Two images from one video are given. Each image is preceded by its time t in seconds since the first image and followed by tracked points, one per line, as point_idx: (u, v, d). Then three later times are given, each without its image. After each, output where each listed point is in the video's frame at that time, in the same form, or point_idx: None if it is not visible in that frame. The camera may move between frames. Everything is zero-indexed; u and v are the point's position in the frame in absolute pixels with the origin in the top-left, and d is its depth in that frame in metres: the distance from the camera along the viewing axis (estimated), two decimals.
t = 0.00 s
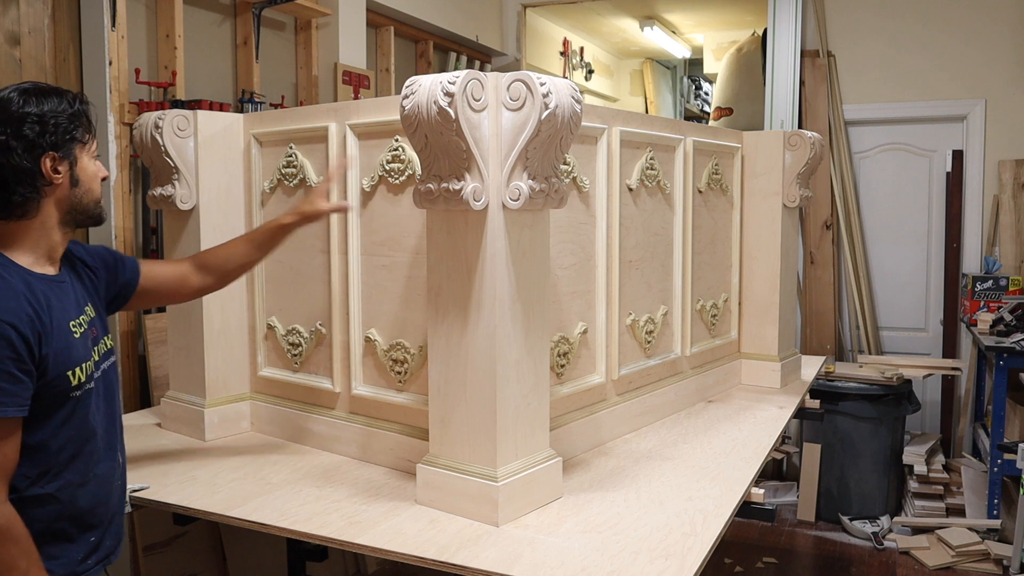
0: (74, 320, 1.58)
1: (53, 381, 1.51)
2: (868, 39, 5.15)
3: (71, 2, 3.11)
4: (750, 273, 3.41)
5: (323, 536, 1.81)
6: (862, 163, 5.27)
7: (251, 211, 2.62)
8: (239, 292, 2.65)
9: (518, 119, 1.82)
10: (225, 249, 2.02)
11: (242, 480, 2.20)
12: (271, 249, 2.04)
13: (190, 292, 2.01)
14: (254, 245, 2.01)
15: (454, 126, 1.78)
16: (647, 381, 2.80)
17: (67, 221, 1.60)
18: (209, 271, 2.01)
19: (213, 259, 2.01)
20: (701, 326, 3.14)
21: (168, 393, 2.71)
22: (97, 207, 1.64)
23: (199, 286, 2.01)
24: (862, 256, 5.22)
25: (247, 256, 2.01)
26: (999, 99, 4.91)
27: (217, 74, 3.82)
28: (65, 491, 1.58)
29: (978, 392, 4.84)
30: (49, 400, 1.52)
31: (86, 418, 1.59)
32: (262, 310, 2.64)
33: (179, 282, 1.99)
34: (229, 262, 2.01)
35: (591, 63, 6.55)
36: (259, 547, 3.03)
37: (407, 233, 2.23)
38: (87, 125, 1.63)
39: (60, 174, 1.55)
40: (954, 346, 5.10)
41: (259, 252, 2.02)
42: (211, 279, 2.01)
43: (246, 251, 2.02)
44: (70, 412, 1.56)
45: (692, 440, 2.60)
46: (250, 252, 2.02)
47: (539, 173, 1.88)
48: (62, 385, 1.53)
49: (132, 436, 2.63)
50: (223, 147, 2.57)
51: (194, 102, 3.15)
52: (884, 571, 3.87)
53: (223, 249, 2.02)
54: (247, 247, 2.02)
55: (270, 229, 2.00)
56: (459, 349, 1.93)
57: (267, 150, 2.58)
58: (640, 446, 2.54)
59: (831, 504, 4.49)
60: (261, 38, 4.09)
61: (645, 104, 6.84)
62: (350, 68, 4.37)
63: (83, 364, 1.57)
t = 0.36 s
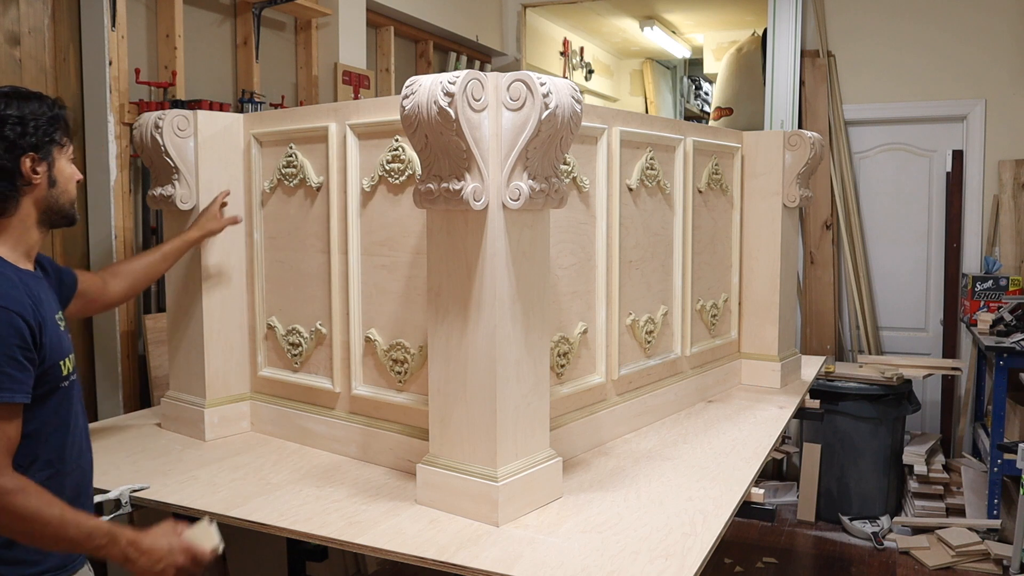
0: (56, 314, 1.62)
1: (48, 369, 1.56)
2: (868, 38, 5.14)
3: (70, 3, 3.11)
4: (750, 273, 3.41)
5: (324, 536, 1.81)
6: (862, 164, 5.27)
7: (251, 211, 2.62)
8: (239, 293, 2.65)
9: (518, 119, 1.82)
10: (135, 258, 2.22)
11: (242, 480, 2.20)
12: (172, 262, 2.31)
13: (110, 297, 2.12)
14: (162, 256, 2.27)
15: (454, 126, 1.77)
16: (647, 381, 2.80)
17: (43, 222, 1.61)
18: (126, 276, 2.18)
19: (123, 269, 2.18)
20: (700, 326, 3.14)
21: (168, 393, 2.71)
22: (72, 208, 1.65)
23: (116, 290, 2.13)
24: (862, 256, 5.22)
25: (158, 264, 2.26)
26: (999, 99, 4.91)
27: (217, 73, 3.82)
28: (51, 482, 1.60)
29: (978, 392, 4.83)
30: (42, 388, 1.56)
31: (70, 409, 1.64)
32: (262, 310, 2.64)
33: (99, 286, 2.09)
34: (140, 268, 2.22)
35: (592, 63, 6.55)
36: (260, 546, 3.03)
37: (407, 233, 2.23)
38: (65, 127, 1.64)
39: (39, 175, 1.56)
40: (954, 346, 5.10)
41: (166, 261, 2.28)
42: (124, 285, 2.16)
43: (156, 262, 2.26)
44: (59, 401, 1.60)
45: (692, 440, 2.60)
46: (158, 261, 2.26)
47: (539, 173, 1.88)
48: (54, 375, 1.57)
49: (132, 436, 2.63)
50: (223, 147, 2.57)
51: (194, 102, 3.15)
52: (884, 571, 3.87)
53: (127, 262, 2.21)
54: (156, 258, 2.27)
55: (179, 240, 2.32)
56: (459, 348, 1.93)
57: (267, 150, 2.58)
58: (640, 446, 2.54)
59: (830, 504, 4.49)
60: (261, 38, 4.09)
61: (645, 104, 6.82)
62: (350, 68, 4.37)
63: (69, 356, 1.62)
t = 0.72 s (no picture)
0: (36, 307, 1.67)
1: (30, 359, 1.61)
2: (868, 39, 5.15)
3: (71, 3, 3.11)
4: (750, 273, 3.41)
5: (323, 536, 1.81)
6: (862, 164, 5.27)
7: (251, 211, 2.62)
8: (239, 293, 2.65)
9: (517, 119, 1.82)
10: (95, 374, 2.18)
11: (242, 480, 2.20)
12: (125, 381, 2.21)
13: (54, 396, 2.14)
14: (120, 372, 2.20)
15: (454, 126, 1.77)
16: (647, 381, 2.80)
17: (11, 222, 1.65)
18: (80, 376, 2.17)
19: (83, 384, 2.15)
20: (700, 326, 3.14)
21: (168, 393, 2.71)
22: (39, 211, 1.66)
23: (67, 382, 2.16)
24: (862, 256, 5.22)
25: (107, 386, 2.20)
26: (999, 99, 4.91)
27: (217, 73, 3.82)
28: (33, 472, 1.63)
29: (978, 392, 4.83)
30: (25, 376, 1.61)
31: (56, 399, 1.69)
32: (262, 310, 2.64)
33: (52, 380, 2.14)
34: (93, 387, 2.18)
35: (592, 63, 6.55)
36: (259, 545, 3.01)
37: (407, 233, 2.23)
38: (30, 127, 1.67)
39: None
40: (954, 346, 5.10)
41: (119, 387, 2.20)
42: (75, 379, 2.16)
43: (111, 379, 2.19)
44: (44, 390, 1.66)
45: (692, 440, 2.60)
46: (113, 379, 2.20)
47: (539, 173, 1.88)
48: (37, 361, 1.63)
49: (133, 436, 2.63)
50: (223, 147, 2.57)
51: (194, 103, 3.15)
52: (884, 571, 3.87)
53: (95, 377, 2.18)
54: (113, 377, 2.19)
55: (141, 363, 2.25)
56: (459, 348, 1.93)
57: (267, 150, 2.58)
58: (640, 446, 2.54)
59: (830, 504, 4.49)
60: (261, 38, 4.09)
61: (645, 104, 6.82)
62: (350, 68, 4.37)
63: (50, 345, 1.67)
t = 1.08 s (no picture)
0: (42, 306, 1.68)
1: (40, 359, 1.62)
2: (868, 39, 5.15)
3: (71, 3, 3.11)
4: (750, 273, 3.41)
5: (323, 536, 1.80)
6: (862, 164, 5.27)
7: (251, 211, 2.62)
8: (239, 293, 2.65)
9: (517, 119, 1.82)
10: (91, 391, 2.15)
11: (242, 480, 2.20)
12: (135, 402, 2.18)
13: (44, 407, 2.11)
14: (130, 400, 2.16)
15: (454, 126, 1.77)
16: (647, 381, 2.80)
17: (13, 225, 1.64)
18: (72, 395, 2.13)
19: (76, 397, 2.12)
20: (700, 325, 3.14)
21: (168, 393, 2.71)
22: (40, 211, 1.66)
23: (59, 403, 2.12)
24: (862, 256, 5.22)
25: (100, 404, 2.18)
26: (999, 99, 4.91)
27: (217, 73, 3.82)
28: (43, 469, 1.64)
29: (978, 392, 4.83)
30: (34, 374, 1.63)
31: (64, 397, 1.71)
32: (262, 310, 2.64)
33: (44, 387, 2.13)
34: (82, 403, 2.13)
35: (592, 63, 6.55)
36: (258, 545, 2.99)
37: (407, 233, 2.23)
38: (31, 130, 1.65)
39: None
40: (954, 346, 5.10)
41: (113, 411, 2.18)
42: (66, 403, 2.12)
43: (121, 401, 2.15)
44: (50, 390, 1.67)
45: (692, 440, 2.60)
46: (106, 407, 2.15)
47: (539, 173, 1.88)
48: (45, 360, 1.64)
49: (133, 436, 2.63)
50: (223, 147, 2.57)
51: (194, 102, 3.15)
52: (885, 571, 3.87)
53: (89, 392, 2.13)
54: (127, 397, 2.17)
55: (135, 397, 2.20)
56: (459, 348, 1.93)
57: (267, 150, 2.58)
58: (640, 446, 2.54)
59: (830, 504, 4.49)
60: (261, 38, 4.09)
61: (645, 104, 6.82)
62: (350, 68, 4.38)
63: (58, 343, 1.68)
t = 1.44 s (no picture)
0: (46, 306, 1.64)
1: (38, 362, 1.57)
2: (868, 39, 5.15)
3: (71, 3, 3.12)
4: (750, 273, 3.41)
5: (324, 536, 1.80)
6: (862, 164, 5.27)
7: (251, 211, 2.62)
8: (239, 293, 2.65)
9: (517, 119, 1.82)
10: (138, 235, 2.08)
11: (242, 480, 2.20)
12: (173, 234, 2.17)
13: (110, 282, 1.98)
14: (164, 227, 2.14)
15: (454, 126, 1.77)
16: (647, 381, 2.80)
17: (22, 219, 1.62)
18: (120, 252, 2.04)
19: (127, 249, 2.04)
20: (701, 325, 3.14)
21: (168, 393, 2.71)
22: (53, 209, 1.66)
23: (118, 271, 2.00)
24: (862, 256, 5.22)
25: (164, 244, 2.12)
26: (999, 99, 4.91)
27: (217, 73, 3.82)
28: (53, 471, 1.64)
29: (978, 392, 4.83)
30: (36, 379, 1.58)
31: (64, 400, 1.66)
32: (261, 310, 2.64)
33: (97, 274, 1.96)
34: (141, 248, 2.06)
35: (591, 63, 6.55)
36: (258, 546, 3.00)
37: (407, 233, 2.23)
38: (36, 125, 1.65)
39: (14, 179, 1.57)
40: (954, 346, 5.10)
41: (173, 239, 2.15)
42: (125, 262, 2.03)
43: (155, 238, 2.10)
44: (50, 393, 1.63)
45: (692, 440, 2.60)
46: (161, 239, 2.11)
47: (539, 173, 1.88)
48: (46, 366, 1.59)
49: (132, 436, 2.63)
50: (223, 148, 2.57)
51: (194, 102, 3.15)
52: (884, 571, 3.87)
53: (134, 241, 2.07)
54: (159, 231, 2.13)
55: (180, 212, 2.20)
56: (459, 348, 1.93)
57: (267, 150, 2.58)
58: (640, 446, 2.54)
59: (830, 504, 4.49)
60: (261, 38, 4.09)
61: (645, 104, 6.82)
62: (350, 68, 4.38)
63: (62, 346, 1.64)
